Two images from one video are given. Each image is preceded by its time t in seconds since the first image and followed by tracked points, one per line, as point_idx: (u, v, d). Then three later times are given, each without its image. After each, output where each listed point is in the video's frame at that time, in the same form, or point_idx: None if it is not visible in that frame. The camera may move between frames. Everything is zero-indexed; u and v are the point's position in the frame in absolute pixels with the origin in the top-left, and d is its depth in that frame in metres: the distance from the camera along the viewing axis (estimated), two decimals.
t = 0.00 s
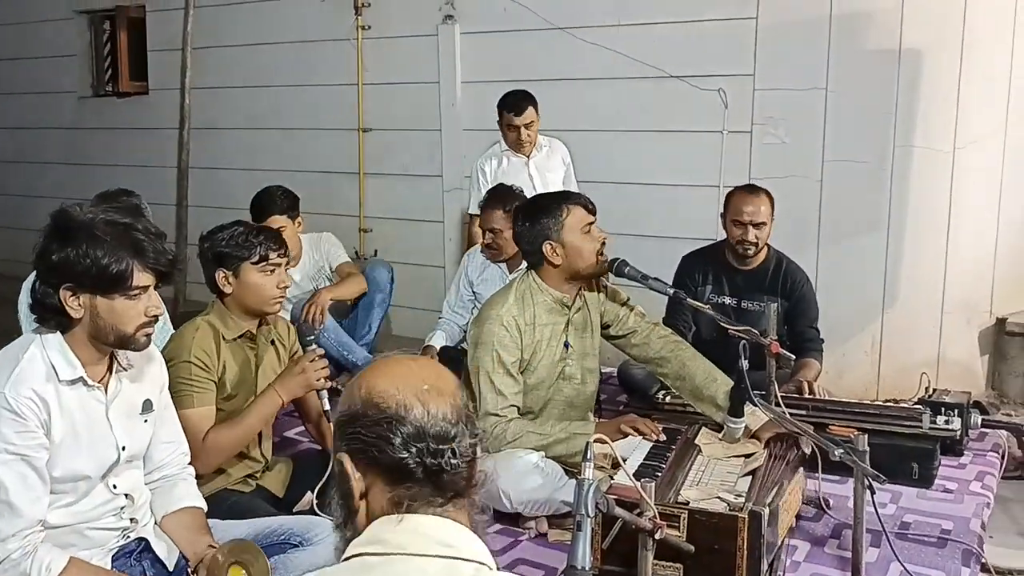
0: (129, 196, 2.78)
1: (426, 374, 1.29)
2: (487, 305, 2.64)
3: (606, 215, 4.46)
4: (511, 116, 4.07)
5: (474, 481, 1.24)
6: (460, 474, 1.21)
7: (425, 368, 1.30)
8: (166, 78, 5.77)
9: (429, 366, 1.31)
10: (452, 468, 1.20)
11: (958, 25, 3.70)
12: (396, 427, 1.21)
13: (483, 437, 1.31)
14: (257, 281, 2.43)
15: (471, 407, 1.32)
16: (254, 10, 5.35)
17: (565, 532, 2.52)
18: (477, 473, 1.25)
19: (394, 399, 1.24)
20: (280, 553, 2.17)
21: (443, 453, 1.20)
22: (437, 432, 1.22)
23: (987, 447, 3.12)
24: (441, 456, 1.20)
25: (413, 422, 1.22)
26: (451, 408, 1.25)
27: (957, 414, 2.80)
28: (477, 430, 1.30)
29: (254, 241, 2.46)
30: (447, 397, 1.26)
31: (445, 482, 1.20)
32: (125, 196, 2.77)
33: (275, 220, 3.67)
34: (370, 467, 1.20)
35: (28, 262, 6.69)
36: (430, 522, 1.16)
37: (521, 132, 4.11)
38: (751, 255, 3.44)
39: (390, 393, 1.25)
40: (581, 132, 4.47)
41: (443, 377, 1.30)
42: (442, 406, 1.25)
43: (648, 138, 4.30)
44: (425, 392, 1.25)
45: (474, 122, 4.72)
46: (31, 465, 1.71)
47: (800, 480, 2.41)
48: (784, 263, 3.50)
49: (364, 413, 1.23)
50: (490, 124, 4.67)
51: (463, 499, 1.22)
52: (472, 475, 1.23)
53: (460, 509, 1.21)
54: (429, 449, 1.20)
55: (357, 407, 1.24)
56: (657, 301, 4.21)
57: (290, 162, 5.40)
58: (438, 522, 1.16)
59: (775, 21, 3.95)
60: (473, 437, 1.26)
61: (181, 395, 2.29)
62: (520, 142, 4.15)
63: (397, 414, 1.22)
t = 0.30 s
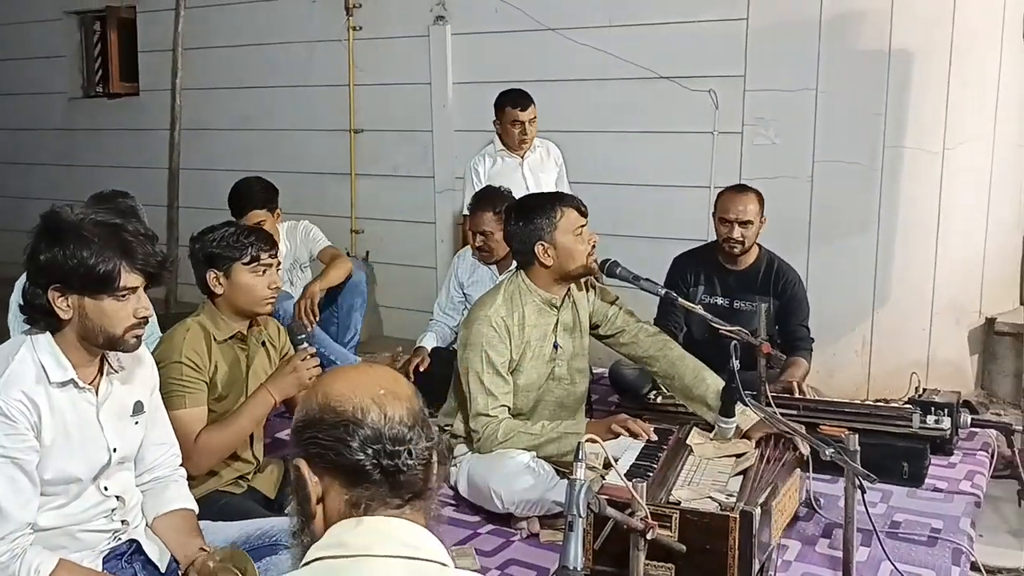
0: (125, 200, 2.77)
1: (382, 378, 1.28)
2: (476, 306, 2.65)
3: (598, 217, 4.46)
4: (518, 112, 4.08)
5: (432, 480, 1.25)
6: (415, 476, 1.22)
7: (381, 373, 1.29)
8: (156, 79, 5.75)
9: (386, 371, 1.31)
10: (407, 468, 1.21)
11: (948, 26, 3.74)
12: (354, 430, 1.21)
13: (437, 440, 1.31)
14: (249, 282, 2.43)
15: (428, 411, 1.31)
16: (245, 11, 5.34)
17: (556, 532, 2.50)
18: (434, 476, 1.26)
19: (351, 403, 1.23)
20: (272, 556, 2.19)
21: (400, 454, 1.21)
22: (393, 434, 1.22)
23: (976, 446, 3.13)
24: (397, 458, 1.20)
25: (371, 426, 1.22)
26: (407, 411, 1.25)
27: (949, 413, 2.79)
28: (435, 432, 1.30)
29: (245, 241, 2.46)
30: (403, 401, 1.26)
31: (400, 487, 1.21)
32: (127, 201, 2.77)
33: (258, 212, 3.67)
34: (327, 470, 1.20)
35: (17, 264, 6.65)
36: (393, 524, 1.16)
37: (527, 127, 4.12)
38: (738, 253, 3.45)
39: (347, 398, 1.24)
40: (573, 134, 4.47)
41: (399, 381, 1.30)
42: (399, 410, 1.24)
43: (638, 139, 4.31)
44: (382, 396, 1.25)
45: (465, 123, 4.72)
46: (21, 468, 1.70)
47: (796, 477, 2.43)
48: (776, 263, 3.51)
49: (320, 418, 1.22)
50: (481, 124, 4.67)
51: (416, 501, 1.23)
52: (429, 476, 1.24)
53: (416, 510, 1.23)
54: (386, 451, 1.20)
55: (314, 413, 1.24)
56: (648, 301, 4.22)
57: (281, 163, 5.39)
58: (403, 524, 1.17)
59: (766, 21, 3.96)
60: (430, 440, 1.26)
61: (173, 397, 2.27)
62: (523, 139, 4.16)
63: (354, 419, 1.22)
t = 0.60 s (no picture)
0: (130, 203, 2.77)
1: (337, 376, 1.27)
2: (473, 306, 2.65)
3: (595, 217, 4.47)
4: (520, 110, 4.09)
5: (394, 474, 1.25)
6: (374, 473, 1.22)
7: (336, 370, 1.28)
8: (154, 79, 5.75)
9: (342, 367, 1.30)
10: (365, 464, 1.21)
11: (945, 26, 3.74)
12: (311, 432, 1.20)
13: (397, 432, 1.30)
14: (246, 281, 2.42)
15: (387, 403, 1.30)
16: (242, 11, 5.34)
17: (554, 532, 2.50)
18: (395, 471, 1.25)
19: (306, 404, 1.23)
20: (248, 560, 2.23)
21: (357, 452, 1.21)
22: (351, 432, 1.21)
23: (974, 446, 3.13)
24: (355, 455, 1.20)
25: (327, 424, 1.21)
26: (363, 408, 1.24)
27: (944, 413, 2.81)
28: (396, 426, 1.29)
29: (244, 241, 2.45)
30: (358, 398, 1.25)
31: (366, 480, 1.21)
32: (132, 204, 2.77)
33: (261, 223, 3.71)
34: (287, 472, 1.21)
35: (15, 264, 6.65)
36: (365, 519, 1.17)
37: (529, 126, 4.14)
38: (733, 251, 3.45)
39: (302, 400, 1.23)
40: (570, 133, 4.47)
41: (356, 376, 1.29)
42: (354, 408, 1.24)
43: (635, 139, 4.32)
44: (337, 395, 1.24)
45: (463, 122, 4.72)
46: (18, 469, 1.70)
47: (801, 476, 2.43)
48: (773, 263, 3.51)
49: (277, 422, 1.22)
50: (479, 125, 4.67)
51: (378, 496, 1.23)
52: (389, 471, 1.24)
53: (382, 506, 1.23)
54: (344, 449, 1.20)
55: (271, 415, 1.23)
56: (645, 301, 4.22)
57: (278, 163, 5.39)
58: (372, 518, 1.17)
59: (763, 21, 3.96)
60: (388, 435, 1.25)
61: (171, 395, 2.29)
62: (524, 139, 4.16)
63: (308, 420, 1.21)
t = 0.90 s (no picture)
0: (132, 203, 2.76)
1: (322, 372, 1.25)
2: (473, 306, 2.65)
3: (595, 216, 4.47)
4: (511, 109, 4.09)
5: (373, 476, 1.23)
6: (346, 476, 1.20)
7: (324, 366, 1.26)
8: (154, 79, 5.75)
9: (335, 361, 1.28)
10: (335, 468, 1.19)
11: (945, 27, 3.75)
12: (284, 432, 1.20)
13: (386, 433, 1.26)
14: (246, 281, 2.42)
15: (379, 403, 1.26)
16: (243, 11, 5.34)
17: (554, 531, 2.50)
18: (376, 469, 1.24)
19: (283, 402, 1.22)
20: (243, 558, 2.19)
21: (322, 458, 1.19)
22: (323, 434, 1.20)
23: (974, 446, 3.13)
24: (326, 457, 1.19)
25: (299, 426, 1.20)
26: (339, 409, 1.22)
27: (945, 412, 2.83)
28: (384, 422, 1.26)
29: (243, 241, 2.44)
30: (338, 398, 1.22)
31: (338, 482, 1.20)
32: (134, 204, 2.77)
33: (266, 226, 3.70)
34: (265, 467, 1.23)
35: (15, 263, 6.65)
36: (342, 509, 1.17)
37: (520, 126, 4.12)
38: (729, 250, 3.46)
39: (281, 398, 1.23)
40: (570, 133, 4.47)
41: (346, 371, 1.26)
42: (327, 412, 1.21)
43: (635, 138, 4.32)
44: (315, 394, 1.22)
45: (463, 122, 4.72)
46: (19, 467, 1.70)
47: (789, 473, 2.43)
48: (772, 263, 3.51)
49: (259, 418, 1.23)
50: (480, 124, 4.67)
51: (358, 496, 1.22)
52: (367, 473, 1.22)
53: (370, 503, 1.24)
54: (312, 453, 1.19)
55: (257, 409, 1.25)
56: (646, 300, 4.22)
57: (278, 163, 5.39)
58: (352, 508, 1.17)
59: (763, 19, 3.96)
60: (368, 435, 1.23)
61: (173, 393, 2.29)
62: (517, 138, 4.16)
63: (282, 420, 1.21)
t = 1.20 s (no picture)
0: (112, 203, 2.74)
1: (299, 380, 1.21)
2: (455, 307, 2.65)
3: (577, 217, 4.48)
4: (479, 108, 4.11)
5: (354, 484, 1.22)
6: (319, 492, 1.19)
7: (303, 371, 1.22)
8: (134, 79, 5.71)
9: (317, 365, 1.24)
10: (308, 485, 1.18)
11: (923, 30, 3.79)
12: (259, 445, 1.19)
13: (366, 437, 1.24)
14: (225, 282, 2.40)
15: (358, 407, 1.23)
16: (223, 10, 5.31)
17: (536, 532, 2.50)
18: (356, 476, 1.23)
19: (259, 411, 1.20)
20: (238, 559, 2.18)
21: (295, 473, 1.18)
22: (295, 448, 1.19)
23: (952, 445, 3.14)
24: (298, 472, 1.18)
25: (272, 439, 1.19)
26: (314, 421, 1.20)
27: (923, 412, 2.85)
28: (364, 430, 1.24)
29: (221, 242, 2.43)
30: (312, 407, 1.20)
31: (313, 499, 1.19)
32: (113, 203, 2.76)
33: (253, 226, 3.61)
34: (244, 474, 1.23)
35: None
36: (324, 522, 1.18)
37: (489, 125, 4.12)
38: (706, 248, 3.47)
39: (256, 407, 1.21)
40: (551, 133, 4.48)
41: (325, 376, 1.23)
42: (301, 423, 1.19)
43: (616, 139, 4.33)
44: (290, 405, 1.20)
45: (445, 123, 4.72)
46: None
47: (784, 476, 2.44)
48: (751, 263, 3.54)
49: (237, 426, 1.23)
50: (462, 125, 4.67)
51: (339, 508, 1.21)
52: (342, 486, 1.20)
53: (353, 513, 1.22)
54: (286, 466, 1.19)
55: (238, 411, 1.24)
56: (628, 301, 4.23)
57: (259, 163, 5.37)
58: (338, 521, 1.18)
59: (743, 21, 3.98)
60: (343, 447, 1.21)
61: (153, 394, 2.27)
62: (488, 138, 4.16)
63: (257, 431, 1.20)
